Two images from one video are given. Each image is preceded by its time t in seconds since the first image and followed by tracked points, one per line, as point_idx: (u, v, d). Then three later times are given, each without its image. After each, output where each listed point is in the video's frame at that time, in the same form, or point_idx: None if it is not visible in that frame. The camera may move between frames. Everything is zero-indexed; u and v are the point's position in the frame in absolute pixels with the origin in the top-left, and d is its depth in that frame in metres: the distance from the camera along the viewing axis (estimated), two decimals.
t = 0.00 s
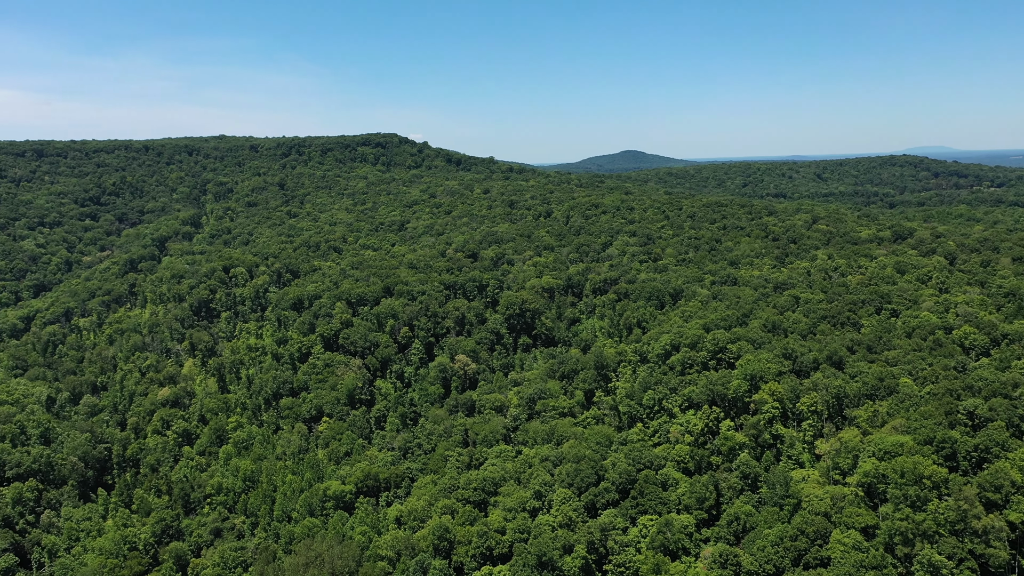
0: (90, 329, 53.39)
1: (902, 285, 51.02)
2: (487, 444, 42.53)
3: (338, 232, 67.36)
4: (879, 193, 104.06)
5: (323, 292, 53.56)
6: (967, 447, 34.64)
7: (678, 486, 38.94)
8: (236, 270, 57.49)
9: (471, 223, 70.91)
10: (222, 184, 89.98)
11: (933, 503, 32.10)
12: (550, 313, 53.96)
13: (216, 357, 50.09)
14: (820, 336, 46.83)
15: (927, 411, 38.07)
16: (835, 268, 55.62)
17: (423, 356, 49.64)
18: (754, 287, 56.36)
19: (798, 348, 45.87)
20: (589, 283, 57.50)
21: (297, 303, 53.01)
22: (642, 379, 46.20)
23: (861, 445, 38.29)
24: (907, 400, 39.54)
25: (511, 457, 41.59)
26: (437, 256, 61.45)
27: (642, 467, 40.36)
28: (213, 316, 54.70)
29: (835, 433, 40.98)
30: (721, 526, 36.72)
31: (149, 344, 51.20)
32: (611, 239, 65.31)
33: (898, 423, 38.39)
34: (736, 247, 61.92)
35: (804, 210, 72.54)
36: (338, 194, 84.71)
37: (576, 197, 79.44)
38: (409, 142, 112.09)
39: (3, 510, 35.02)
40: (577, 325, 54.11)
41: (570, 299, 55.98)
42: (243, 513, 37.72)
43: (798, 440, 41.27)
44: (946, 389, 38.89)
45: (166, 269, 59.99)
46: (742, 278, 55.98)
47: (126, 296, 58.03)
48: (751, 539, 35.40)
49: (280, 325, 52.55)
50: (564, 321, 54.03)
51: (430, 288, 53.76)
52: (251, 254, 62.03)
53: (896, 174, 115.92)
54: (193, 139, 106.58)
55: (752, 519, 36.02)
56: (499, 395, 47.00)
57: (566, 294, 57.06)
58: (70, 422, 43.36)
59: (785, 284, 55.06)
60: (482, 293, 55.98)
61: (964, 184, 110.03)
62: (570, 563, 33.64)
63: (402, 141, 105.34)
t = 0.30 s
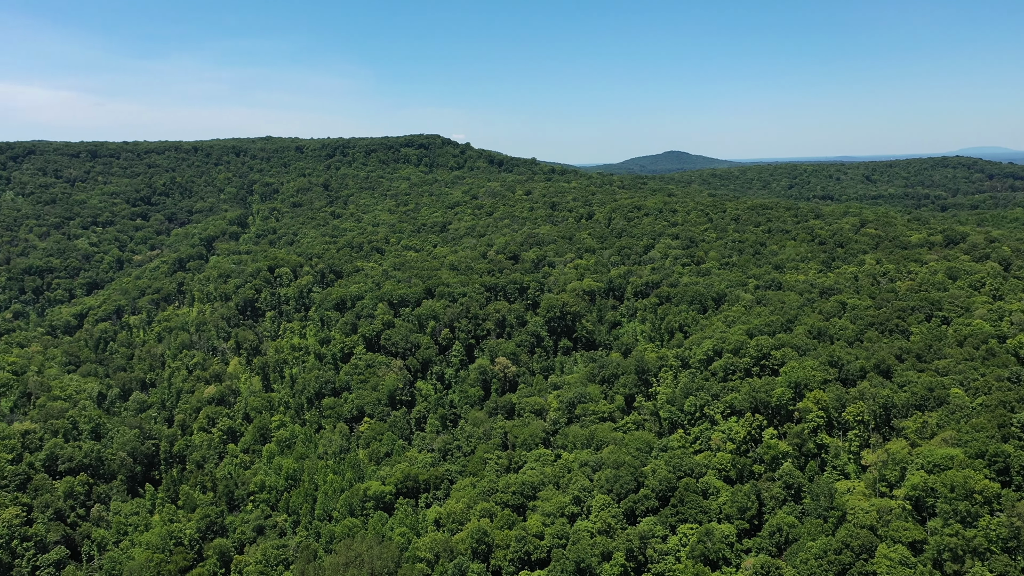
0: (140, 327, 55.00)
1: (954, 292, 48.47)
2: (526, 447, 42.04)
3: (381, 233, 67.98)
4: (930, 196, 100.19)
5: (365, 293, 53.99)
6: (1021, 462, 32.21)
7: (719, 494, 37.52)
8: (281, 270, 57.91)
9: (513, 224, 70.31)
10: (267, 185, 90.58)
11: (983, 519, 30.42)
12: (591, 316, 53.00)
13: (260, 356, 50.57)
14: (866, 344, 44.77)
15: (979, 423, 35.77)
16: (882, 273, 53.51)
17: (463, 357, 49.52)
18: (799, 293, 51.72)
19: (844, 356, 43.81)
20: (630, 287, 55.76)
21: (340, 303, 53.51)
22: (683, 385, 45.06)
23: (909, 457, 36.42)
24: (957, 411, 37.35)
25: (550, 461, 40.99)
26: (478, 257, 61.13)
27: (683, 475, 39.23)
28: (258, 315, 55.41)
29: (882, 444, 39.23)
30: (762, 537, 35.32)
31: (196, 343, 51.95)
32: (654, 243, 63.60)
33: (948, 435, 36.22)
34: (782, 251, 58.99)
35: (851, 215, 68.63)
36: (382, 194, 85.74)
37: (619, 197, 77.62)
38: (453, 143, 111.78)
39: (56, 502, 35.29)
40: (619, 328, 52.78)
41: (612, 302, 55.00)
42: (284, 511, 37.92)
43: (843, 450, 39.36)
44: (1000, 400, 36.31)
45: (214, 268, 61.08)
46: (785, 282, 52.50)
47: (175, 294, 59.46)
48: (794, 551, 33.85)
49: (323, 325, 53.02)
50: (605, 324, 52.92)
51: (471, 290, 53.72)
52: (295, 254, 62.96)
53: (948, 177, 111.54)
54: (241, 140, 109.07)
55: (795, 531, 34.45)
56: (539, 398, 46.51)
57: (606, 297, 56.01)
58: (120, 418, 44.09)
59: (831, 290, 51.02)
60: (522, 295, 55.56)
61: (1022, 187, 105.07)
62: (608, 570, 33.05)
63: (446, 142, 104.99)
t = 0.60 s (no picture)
0: (188, 325, 55.99)
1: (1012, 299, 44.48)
2: (566, 451, 41.36)
3: (423, 234, 68.41)
4: (984, 199, 96.34)
5: (407, 294, 54.33)
6: None
7: (761, 504, 36.19)
8: (324, 270, 58.79)
9: (554, 226, 69.44)
10: (311, 185, 92.23)
11: None
12: (632, 319, 51.83)
13: (303, 356, 51.24)
14: (915, 352, 42.23)
15: None
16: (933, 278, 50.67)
17: (503, 359, 49.32)
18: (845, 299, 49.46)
19: (892, 364, 41.39)
20: (672, 290, 54.57)
21: (381, 304, 53.87)
22: (724, 391, 43.86)
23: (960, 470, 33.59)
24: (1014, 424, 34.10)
25: (590, 466, 40.27)
26: (519, 259, 60.53)
27: (723, 483, 37.89)
28: (301, 315, 56.25)
29: (931, 456, 36.45)
30: (805, 548, 33.73)
31: (241, 341, 53.44)
32: (696, 245, 61.83)
33: (1003, 448, 33.23)
34: (828, 254, 56.63)
35: (900, 218, 65.34)
36: (424, 194, 86.34)
37: (661, 199, 75.06)
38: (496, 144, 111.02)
39: (105, 497, 35.85)
40: (660, 331, 51.75)
41: (653, 305, 54.13)
42: (326, 510, 38.10)
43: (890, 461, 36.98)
44: None
45: (259, 268, 61.85)
46: (832, 287, 50.19)
47: (221, 293, 60.42)
48: (840, 563, 32.12)
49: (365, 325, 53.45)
50: (646, 327, 51.99)
51: (511, 292, 53.43)
52: (338, 254, 63.98)
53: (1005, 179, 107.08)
54: (287, 141, 111.23)
55: (839, 544, 32.73)
56: (578, 401, 45.79)
57: (648, 300, 54.90)
58: (167, 415, 44.96)
59: (879, 296, 48.53)
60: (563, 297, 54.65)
61: None
62: None
63: (487, 143, 104.05)
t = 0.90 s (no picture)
0: (230, 323, 57.01)
1: None
2: (601, 455, 40.85)
3: (461, 235, 68.52)
4: None
5: (444, 295, 54.46)
6: None
7: (801, 513, 34.63)
8: (363, 270, 59.50)
9: (591, 228, 68.24)
10: (351, 185, 93.80)
11: None
12: (669, 323, 50.69)
13: (341, 355, 51.68)
14: (962, 359, 39.77)
15: None
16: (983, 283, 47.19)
17: (539, 361, 48.90)
18: (889, 304, 47.32)
19: (938, 372, 39.08)
20: (711, 293, 53.40)
21: (419, 305, 54.10)
22: (763, 397, 42.59)
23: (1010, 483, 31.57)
24: None
25: (625, 471, 39.61)
26: (556, 260, 59.84)
27: (761, 492, 36.58)
28: (340, 314, 56.83)
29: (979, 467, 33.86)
30: (843, 560, 31.84)
31: (280, 340, 54.12)
32: (736, 247, 59.92)
33: None
34: (871, 258, 54.05)
35: (947, 219, 61.53)
36: (462, 194, 86.24)
37: (700, 201, 71.69)
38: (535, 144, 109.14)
39: (148, 492, 36.37)
40: (698, 335, 50.56)
41: (691, 308, 52.68)
42: (362, 510, 38.17)
43: (934, 472, 34.58)
44: None
45: (298, 268, 62.45)
46: (875, 292, 48.15)
47: (262, 292, 61.21)
48: None
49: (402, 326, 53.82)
50: (684, 330, 50.75)
51: (548, 293, 52.93)
52: (378, 255, 64.99)
53: None
54: (326, 142, 112.96)
55: (881, 556, 30.84)
56: (615, 405, 45.01)
57: (686, 303, 53.47)
58: (208, 412, 45.62)
59: (924, 301, 46.08)
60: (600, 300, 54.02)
61: None
62: None
63: (525, 143, 102.23)
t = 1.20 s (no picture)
0: (269, 322, 57.97)
1: None
2: (636, 460, 40.06)
3: (497, 236, 68.45)
4: None
5: (479, 297, 54.54)
6: None
7: (840, 524, 33.48)
8: (399, 271, 60.55)
9: (628, 229, 66.77)
10: (389, 185, 95.62)
11: None
12: (707, 326, 49.40)
13: (377, 356, 51.86)
14: (1010, 367, 37.41)
15: None
16: None
17: (574, 364, 48.24)
18: (933, 310, 45.50)
19: (985, 382, 37.04)
20: (749, 296, 51.47)
21: (454, 306, 54.17)
22: (802, 404, 41.14)
23: None
24: None
25: (660, 477, 38.70)
26: (592, 262, 59.04)
27: (799, 501, 35.10)
28: (376, 315, 57.56)
29: None
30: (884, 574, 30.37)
31: (318, 340, 54.44)
32: (775, 250, 58.13)
33: None
34: (915, 262, 51.85)
35: (997, 223, 59.00)
36: (499, 196, 85.58)
37: (740, 203, 70.22)
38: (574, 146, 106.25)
39: (188, 489, 36.83)
40: (736, 339, 49.09)
41: (728, 312, 50.99)
42: (396, 510, 38.17)
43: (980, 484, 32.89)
44: None
45: (336, 269, 64.04)
46: (919, 297, 46.15)
47: (300, 292, 62.36)
48: None
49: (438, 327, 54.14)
50: (721, 334, 49.41)
51: (584, 296, 52.16)
52: (414, 256, 65.79)
53: None
54: (364, 142, 114.70)
55: (922, 570, 29.36)
56: (651, 409, 44.06)
57: (724, 307, 51.91)
58: (247, 410, 46.27)
59: (971, 306, 44.07)
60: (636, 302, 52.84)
61: None
62: None
63: (563, 145, 99.66)
